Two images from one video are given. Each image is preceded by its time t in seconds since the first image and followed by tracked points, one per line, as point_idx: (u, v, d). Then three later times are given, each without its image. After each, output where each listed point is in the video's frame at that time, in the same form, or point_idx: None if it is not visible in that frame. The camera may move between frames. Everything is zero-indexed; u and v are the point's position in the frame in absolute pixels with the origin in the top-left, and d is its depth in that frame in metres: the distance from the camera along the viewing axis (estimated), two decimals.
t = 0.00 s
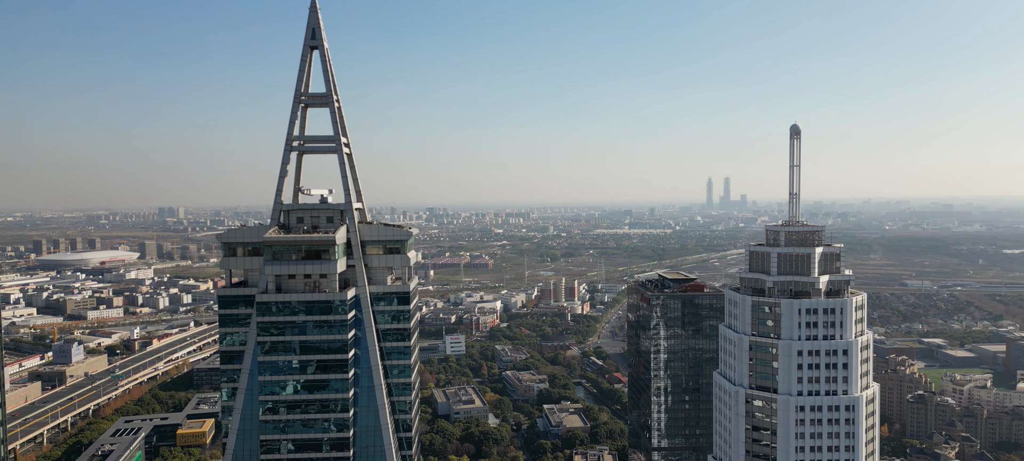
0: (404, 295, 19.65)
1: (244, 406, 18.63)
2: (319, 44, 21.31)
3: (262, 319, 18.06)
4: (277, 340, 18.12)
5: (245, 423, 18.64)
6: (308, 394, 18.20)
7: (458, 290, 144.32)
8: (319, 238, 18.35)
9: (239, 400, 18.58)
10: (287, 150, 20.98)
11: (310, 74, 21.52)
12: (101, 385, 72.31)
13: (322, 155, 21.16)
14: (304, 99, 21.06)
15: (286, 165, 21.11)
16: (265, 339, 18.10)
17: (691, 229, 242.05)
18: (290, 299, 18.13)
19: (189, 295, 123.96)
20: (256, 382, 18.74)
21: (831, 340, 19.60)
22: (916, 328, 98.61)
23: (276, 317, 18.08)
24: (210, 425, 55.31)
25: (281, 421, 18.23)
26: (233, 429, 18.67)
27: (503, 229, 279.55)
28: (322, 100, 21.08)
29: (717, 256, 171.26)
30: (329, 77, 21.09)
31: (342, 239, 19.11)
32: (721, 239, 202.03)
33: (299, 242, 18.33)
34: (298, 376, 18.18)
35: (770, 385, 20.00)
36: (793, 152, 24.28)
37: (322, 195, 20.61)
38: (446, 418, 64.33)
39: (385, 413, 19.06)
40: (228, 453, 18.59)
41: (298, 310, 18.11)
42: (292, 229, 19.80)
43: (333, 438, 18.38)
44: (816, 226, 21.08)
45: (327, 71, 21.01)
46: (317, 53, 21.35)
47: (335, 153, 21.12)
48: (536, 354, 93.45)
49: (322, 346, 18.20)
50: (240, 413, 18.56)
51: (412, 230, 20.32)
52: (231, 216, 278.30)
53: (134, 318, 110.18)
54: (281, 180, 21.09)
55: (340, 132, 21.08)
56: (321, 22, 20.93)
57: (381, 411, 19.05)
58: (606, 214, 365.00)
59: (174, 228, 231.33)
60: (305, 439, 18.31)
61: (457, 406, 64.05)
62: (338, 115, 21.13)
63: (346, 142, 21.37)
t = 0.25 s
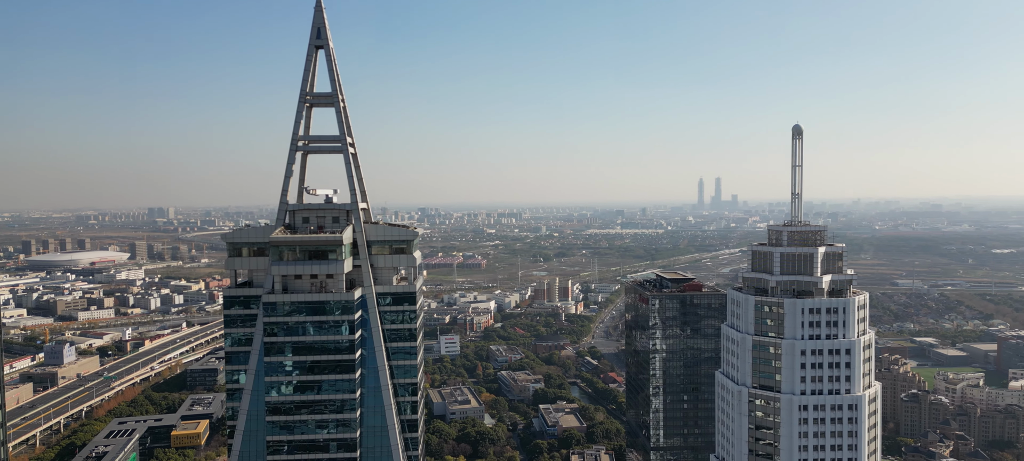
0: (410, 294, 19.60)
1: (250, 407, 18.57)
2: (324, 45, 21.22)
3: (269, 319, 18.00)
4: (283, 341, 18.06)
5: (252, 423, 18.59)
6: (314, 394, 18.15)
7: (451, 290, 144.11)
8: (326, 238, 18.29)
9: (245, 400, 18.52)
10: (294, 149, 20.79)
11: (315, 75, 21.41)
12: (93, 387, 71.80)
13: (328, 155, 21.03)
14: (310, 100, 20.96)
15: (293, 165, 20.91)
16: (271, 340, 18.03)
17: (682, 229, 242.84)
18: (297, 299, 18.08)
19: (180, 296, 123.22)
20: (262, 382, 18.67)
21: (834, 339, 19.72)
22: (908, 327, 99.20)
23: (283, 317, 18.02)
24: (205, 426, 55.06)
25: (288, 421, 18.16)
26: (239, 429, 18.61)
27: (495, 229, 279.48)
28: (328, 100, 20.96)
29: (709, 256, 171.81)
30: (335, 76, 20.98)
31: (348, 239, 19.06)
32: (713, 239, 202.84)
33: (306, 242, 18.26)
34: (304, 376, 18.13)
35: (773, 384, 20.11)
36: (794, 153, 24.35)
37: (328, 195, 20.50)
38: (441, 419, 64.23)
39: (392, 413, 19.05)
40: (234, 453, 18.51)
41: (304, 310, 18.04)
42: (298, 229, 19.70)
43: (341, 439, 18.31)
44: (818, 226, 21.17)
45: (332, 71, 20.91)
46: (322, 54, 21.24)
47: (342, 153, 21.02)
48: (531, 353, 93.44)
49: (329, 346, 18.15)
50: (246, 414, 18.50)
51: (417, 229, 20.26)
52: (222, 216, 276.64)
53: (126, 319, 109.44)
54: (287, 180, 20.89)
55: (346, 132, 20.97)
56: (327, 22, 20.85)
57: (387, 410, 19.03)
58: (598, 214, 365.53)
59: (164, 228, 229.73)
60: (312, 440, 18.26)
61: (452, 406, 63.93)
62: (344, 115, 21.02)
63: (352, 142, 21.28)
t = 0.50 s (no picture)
0: (416, 295, 19.53)
1: (256, 408, 18.51)
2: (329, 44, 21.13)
3: (275, 319, 17.95)
4: (289, 342, 18.01)
5: (258, 424, 18.51)
6: (321, 395, 18.10)
7: (444, 291, 143.95)
8: (333, 238, 18.23)
9: (252, 401, 18.45)
10: (300, 149, 20.68)
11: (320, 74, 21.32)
12: (85, 388, 71.33)
13: (333, 155, 20.93)
14: (315, 99, 20.88)
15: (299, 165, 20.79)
16: (278, 340, 17.98)
17: (674, 229, 243.64)
18: (303, 299, 18.03)
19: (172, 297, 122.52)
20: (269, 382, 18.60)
21: (837, 339, 19.83)
22: (900, 326, 99.77)
23: (290, 317, 17.98)
24: (199, 427, 54.82)
25: (295, 422, 18.12)
26: (246, 430, 18.54)
27: (487, 230, 279.43)
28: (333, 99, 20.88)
29: (701, 255, 172.41)
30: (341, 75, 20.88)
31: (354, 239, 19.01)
32: (705, 239, 203.69)
33: (313, 243, 18.21)
34: (311, 377, 18.07)
35: (777, 384, 20.20)
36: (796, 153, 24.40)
37: (333, 194, 20.40)
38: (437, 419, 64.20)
39: (398, 414, 19.03)
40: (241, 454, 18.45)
41: (311, 311, 18.00)
42: (304, 229, 19.62)
43: (347, 440, 18.26)
44: (821, 226, 21.25)
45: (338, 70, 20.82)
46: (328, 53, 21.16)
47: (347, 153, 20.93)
48: (526, 353, 93.45)
49: (335, 347, 18.11)
50: (252, 415, 18.43)
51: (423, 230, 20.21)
52: (212, 216, 275.14)
53: (117, 320, 108.73)
54: (293, 180, 20.75)
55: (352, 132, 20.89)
56: (333, 21, 20.79)
57: (394, 411, 19.01)
58: (590, 214, 366.17)
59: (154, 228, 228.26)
60: (319, 440, 18.20)
61: (448, 407, 63.80)
62: (350, 114, 20.94)
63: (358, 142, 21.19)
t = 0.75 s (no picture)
0: (422, 295, 19.52)
1: (262, 409, 18.42)
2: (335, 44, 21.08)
3: (281, 319, 17.90)
4: (295, 342, 17.92)
5: (264, 425, 18.41)
6: (327, 395, 18.04)
7: (438, 291, 143.81)
8: (340, 238, 18.20)
9: (258, 401, 18.37)
10: (306, 149, 20.62)
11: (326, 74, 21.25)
12: (77, 389, 70.88)
13: (339, 155, 20.89)
14: (321, 99, 20.80)
15: (305, 165, 20.72)
16: (284, 341, 17.91)
17: (666, 229, 244.46)
18: (309, 300, 18.00)
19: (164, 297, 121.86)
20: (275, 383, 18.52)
21: (839, 338, 19.93)
22: (892, 326, 100.32)
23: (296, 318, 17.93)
24: (193, 428, 54.53)
25: (300, 423, 18.04)
26: (252, 431, 18.46)
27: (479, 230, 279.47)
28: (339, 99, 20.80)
29: (693, 255, 173.01)
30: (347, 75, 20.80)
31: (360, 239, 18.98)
32: (697, 239, 204.54)
33: (320, 242, 18.19)
34: (316, 378, 18.00)
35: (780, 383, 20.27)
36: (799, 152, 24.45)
37: (339, 195, 20.33)
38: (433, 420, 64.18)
39: (404, 414, 19.00)
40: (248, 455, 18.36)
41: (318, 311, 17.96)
42: (309, 229, 19.54)
43: (354, 440, 18.23)
44: (823, 225, 21.34)
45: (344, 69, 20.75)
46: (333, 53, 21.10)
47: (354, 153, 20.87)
48: (520, 354, 93.46)
49: (341, 348, 18.05)
50: (258, 415, 18.35)
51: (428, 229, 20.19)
52: (202, 217, 273.77)
53: (109, 321, 108.04)
54: (299, 180, 20.70)
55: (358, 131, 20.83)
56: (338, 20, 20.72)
57: (400, 411, 18.97)
58: (582, 215, 366.88)
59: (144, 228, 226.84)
60: (325, 441, 18.15)
61: (444, 407, 63.73)
62: (356, 114, 20.88)
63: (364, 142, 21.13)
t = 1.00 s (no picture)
0: (428, 295, 19.52)
1: (268, 409, 18.35)
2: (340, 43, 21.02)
3: (287, 320, 17.84)
4: (301, 342, 17.85)
5: (270, 425, 18.34)
6: (332, 395, 18.00)
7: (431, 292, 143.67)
8: (347, 238, 18.16)
9: (264, 402, 18.30)
10: (310, 148, 20.52)
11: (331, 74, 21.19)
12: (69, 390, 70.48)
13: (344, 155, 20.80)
14: (326, 98, 20.73)
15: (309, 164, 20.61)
16: (290, 341, 17.83)
17: (658, 229, 245.17)
18: (316, 299, 17.95)
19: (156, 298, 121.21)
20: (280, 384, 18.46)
21: (842, 338, 20.02)
22: (884, 325, 100.90)
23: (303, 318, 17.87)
24: (188, 430, 54.22)
25: (306, 424, 17.97)
26: (258, 431, 18.37)
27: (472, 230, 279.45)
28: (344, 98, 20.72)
29: (686, 255, 173.64)
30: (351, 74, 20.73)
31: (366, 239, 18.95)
32: (689, 239, 205.30)
33: (327, 242, 18.14)
34: (322, 378, 17.94)
35: (783, 383, 20.36)
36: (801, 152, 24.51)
37: (344, 194, 20.22)
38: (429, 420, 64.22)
39: (410, 414, 18.98)
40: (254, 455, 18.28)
41: (325, 311, 17.91)
42: (315, 230, 19.46)
43: (359, 441, 18.19)
44: (825, 225, 21.43)
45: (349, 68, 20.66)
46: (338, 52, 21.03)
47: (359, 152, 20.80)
48: (516, 354, 93.49)
49: (347, 348, 18.00)
50: (265, 416, 18.28)
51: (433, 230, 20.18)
52: (193, 217, 272.41)
53: (100, 322, 107.38)
54: (304, 180, 20.58)
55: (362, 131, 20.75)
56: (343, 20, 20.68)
57: (405, 411, 18.95)
58: (574, 215, 367.43)
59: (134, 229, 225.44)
60: (331, 441, 18.08)
61: (440, 407, 63.68)
62: (360, 112, 20.79)
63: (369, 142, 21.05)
